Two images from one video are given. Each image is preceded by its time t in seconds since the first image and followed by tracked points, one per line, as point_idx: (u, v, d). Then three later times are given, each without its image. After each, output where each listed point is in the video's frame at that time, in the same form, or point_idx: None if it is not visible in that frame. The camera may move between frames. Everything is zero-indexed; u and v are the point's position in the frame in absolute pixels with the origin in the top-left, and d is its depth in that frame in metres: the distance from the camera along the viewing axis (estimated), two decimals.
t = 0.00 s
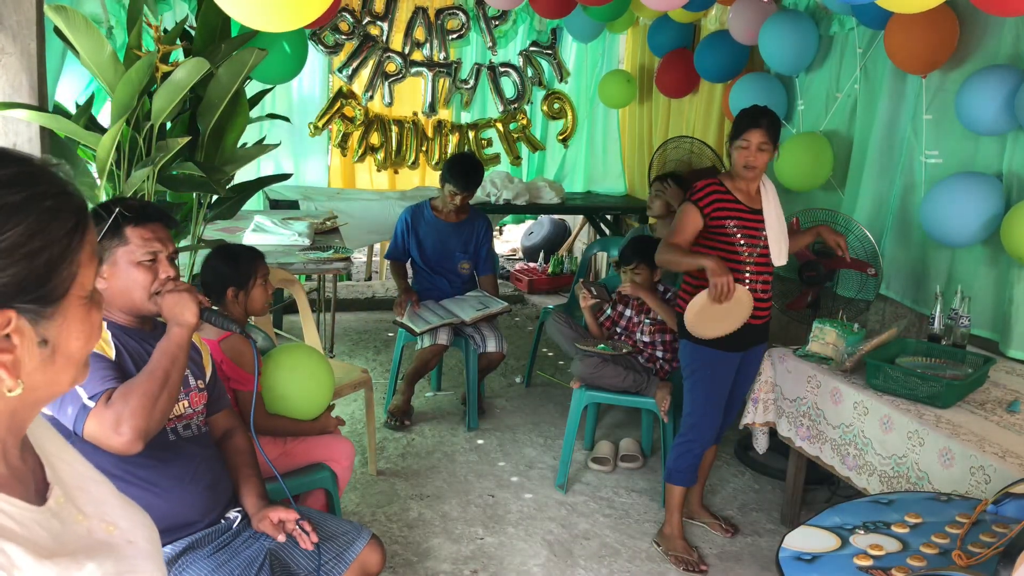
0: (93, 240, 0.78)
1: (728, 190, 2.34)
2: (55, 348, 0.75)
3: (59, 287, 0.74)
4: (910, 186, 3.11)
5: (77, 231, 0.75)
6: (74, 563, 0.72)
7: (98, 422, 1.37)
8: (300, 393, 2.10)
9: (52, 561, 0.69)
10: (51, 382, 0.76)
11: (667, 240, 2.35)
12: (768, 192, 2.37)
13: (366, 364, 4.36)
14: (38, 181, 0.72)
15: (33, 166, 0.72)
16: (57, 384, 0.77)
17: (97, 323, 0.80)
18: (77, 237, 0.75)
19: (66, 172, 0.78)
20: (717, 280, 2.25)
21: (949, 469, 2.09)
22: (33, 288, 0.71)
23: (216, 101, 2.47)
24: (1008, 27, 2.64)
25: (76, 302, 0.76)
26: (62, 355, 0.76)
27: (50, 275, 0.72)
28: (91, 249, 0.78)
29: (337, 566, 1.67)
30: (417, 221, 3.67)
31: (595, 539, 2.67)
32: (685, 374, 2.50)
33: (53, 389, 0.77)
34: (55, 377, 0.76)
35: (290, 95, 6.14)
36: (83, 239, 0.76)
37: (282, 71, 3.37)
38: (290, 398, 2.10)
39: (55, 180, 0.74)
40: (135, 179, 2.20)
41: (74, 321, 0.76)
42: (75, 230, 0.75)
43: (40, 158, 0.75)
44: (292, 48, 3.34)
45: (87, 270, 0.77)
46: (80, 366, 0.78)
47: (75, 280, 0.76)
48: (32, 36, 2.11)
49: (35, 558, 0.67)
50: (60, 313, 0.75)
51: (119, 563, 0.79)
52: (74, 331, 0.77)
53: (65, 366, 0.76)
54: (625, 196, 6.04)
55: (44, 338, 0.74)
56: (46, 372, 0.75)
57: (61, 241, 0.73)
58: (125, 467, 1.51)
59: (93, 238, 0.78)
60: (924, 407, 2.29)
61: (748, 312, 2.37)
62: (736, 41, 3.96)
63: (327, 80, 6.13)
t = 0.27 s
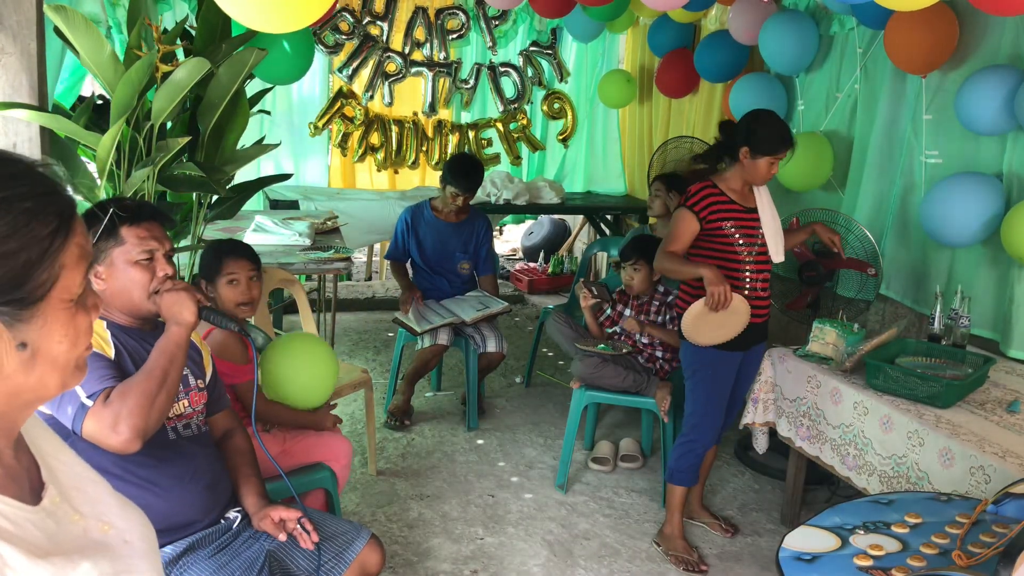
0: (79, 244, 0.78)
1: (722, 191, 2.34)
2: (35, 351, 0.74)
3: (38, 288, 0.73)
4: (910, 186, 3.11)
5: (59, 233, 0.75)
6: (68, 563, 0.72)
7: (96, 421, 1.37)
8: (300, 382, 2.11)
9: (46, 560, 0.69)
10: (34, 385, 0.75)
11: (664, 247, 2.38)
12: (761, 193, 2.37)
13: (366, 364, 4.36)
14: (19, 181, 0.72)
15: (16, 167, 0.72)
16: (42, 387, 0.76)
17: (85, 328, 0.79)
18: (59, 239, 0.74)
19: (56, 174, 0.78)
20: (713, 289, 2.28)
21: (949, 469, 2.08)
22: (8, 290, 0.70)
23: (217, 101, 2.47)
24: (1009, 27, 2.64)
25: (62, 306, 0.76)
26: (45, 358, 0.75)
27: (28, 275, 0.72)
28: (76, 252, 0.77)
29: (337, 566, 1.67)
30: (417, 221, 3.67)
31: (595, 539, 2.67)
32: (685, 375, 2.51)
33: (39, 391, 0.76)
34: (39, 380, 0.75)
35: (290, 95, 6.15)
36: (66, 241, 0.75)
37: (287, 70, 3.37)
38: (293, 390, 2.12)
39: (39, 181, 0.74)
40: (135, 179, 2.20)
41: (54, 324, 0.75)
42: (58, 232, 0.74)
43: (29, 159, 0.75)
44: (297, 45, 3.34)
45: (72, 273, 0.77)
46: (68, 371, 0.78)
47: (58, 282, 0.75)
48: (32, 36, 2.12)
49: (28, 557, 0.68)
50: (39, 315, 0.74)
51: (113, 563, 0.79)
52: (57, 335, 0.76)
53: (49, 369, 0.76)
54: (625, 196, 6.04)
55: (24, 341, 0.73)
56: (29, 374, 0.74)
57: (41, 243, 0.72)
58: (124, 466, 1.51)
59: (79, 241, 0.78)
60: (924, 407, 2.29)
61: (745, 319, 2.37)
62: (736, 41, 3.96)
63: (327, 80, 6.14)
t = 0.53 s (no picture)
0: (77, 245, 0.78)
1: (722, 191, 2.34)
2: (30, 352, 0.74)
3: (34, 289, 0.73)
4: (910, 186, 3.11)
5: (56, 234, 0.74)
6: (66, 561, 0.72)
7: (94, 422, 1.37)
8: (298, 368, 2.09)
9: (44, 558, 0.69)
10: (29, 385, 0.75)
11: (664, 245, 2.37)
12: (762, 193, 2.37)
13: (366, 364, 4.36)
14: (17, 181, 0.71)
15: (15, 167, 0.72)
16: (37, 388, 0.76)
17: (81, 331, 0.79)
18: (55, 240, 0.74)
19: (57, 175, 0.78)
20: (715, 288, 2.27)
21: (948, 468, 2.08)
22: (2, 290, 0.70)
23: (217, 101, 2.47)
24: (1008, 28, 2.64)
25: (59, 307, 0.76)
26: (40, 359, 0.75)
27: (23, 276, 0.72)
28: (74, 254, 0.77)
29: (337, 566, 1.67)
30: (417, 221, 3.67)
31: (595, 539, 2.67)
32: (685, 374, 2.50)
33: (34, 392, 0.76)
34: (33, 380, 0.75)
35: (290, 95, 6.15)
36: (63, 242, 0.75)
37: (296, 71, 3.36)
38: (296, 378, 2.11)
39: (37, 182, 0.74)
40: (135, 179, 2.20)
41: (49, 325, 0.75)
42: (54, 233, 0.74)
43: (29, 160, 0.75)
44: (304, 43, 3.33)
45: (70, 275, 0.77)
46: (65, 372, 0.78)
47: (53, 283, 0.75)
48: (32, 37, 2.13)
49: (28, 555, 0.68)
50: (34, 316, 0.74)
51: (112, 562, 0.79)
52: (53, 336, 0.76)
53: (44, 370, 0.76)
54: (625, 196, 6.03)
55: (18, 342, 0.73)
56: (24, 375, 0.74)
57: (38, 244, 0.72)
58: (123, 466, 1.51)
59: (76, 242, 0.78)
60: (924, 407, 2.30)
61: (745, 321, 2.38)
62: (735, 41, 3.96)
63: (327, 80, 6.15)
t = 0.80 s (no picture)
0: (78, 246, 0.78)
1: (722, 191, 2.33)
2: (30, 352, 0.74)
3: (34, 290, 0.73)
4: (910, 187, 3.11)
5: (58, 234, 0.74)
6: (67, 559, 0.72)
7: (95, 423, 1.37)
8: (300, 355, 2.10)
9: (45, 556, 0.69)
10: (29, 385, 0.75)
11: (660, 243, 2.37)
12: (763, 193, 2.36)
13: (366, 364, 4.36)
14: (20, 181, 0.71)
15: (17, 166, 0.72)
16: (37, 387, 0.76)
17: (82, 332, 0.79)
18: (56, 241, 0.74)
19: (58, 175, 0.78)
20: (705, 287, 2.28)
21: (948, 468, 2.08)
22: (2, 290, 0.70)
23: (217, 101, 2.47)
24: (1008, 28, 2.64)
25: (59, 307, 0.76)
26: (40, 359, 0.75)
27: (23, 276, 0.72)
28: (75, 255, 0.77)
29: (337, 566, 1.67)
30: (417, 221, 3.67)
31: (595, 539, 2.67)
32: (683, 374, 2.51)
33: (34, 392, 0.76)
34: (33, 381, 0.75)
35: (290, 95, 6.15)
36: (64, 243, 0.75)
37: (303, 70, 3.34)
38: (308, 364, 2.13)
39: (39, 182, 0.74)
40: (135, 179, 2.20)
41: (50, 326, 0.75)
42: (55, 233, 0.74)
43: (31, 160, 0.75)
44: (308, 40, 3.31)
45: (70, 275, 0.77)
46: (66, 373, 0.78)
47: (54, 284, 0.75)
48: (31, 36, 2.13)
49: (29, 553, 0.68)
50: (34, 316, 0.74)
51: (112, 561, 0.78)
52: (53, 337, 0.76)
53: (44, 370, 0.76)
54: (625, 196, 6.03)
55: (19, 342, 0.73)
56: (24, 375, 0.74)
57: (39, 244, 0.72)
58: (123, 466, 1.51)
59: (77, 243, 0.78)
60: (924, 407, 2.30)
61: (740, 321, 2.38)
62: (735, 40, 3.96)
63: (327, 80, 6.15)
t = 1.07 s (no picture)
0: (73, 246, 0.77)
1: (722, 191, 2.33)
2: (21, 352, 0.74)
3: (25, 290, 0.73)
4: (910, 187, 3.11)
5: (50, 235, 0.74)
6: (68, 556, 0.72)
7: (100, 426, 1.37)
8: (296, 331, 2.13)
9: (45, 553, 0.69)
10: (23, 386, 0.75)
11: (659, 242, 2.37)
12: (763, 193, 2.36)
13: (366, 364, 4.36)
14: (13, 181, 0.71)
15: (10, 166, 0.72)
16: (30, 387, 0.76)
17: (77, 334, 0.79)
18: (49, 241, 0.74)
19: (55, 175, 0.77)
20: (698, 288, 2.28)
21: (948, 468, 2.08)
22: None
23: (216, 101, 2.47)
24: (1008, 28, 2.64)
25: (52, 308, 0.76)
26: (31, 360, 0.75)
27: (14, 276, 0.71)
28: (70, 255, 0.77)
29: (337, 566, 1.67)
30: (417, 222, 3.67)
31: (595, 539, 2.67)
32: (682, 373, 2.50)
33: (28, 392, 0.76)
34: (27, 380, 0.75)
35: (290, 95, 6.16)
36: (58, 243, 0.75)
37: (305, 71, 3.34)
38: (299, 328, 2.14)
39: (33, 182, 0.73)
40: (135, 179, 2.20)
41: (41, 326, 0.75)
42: (47, 233, 0.74)
43: (27, 159, 0.75)
44: (313, 42, 3.31)
45: (64, 276, 0.76)
46: (61, 374, 0.78)
47: (47, 285, 0.75)
48: (31, 36, 2.13)
49: (29, 550, 0.67)
50: (24, 316, 0.73)
51: (113, 558, 0.78)
52: (46, 337, 0.75)
53: (37, 371, 0.76)
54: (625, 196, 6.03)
55: (9, 342, 0.73)
56: (16, 374, 0.74)
57: (30, 245, 0.72)
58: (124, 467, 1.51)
59: (72, 243, 0.77)
60: (924, 407, 2.30)
61: (733, 326, 2.38)
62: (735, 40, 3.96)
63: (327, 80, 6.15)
